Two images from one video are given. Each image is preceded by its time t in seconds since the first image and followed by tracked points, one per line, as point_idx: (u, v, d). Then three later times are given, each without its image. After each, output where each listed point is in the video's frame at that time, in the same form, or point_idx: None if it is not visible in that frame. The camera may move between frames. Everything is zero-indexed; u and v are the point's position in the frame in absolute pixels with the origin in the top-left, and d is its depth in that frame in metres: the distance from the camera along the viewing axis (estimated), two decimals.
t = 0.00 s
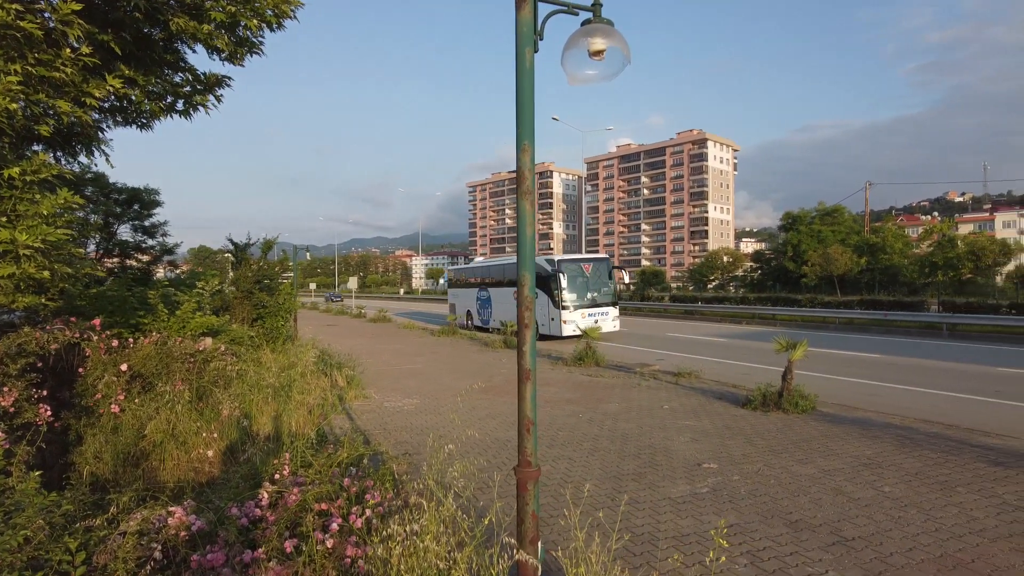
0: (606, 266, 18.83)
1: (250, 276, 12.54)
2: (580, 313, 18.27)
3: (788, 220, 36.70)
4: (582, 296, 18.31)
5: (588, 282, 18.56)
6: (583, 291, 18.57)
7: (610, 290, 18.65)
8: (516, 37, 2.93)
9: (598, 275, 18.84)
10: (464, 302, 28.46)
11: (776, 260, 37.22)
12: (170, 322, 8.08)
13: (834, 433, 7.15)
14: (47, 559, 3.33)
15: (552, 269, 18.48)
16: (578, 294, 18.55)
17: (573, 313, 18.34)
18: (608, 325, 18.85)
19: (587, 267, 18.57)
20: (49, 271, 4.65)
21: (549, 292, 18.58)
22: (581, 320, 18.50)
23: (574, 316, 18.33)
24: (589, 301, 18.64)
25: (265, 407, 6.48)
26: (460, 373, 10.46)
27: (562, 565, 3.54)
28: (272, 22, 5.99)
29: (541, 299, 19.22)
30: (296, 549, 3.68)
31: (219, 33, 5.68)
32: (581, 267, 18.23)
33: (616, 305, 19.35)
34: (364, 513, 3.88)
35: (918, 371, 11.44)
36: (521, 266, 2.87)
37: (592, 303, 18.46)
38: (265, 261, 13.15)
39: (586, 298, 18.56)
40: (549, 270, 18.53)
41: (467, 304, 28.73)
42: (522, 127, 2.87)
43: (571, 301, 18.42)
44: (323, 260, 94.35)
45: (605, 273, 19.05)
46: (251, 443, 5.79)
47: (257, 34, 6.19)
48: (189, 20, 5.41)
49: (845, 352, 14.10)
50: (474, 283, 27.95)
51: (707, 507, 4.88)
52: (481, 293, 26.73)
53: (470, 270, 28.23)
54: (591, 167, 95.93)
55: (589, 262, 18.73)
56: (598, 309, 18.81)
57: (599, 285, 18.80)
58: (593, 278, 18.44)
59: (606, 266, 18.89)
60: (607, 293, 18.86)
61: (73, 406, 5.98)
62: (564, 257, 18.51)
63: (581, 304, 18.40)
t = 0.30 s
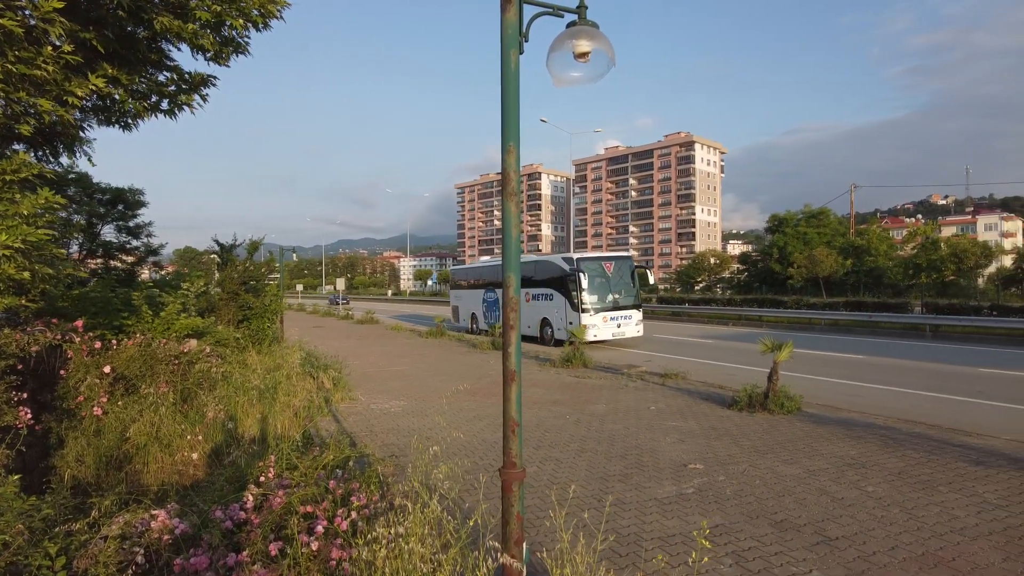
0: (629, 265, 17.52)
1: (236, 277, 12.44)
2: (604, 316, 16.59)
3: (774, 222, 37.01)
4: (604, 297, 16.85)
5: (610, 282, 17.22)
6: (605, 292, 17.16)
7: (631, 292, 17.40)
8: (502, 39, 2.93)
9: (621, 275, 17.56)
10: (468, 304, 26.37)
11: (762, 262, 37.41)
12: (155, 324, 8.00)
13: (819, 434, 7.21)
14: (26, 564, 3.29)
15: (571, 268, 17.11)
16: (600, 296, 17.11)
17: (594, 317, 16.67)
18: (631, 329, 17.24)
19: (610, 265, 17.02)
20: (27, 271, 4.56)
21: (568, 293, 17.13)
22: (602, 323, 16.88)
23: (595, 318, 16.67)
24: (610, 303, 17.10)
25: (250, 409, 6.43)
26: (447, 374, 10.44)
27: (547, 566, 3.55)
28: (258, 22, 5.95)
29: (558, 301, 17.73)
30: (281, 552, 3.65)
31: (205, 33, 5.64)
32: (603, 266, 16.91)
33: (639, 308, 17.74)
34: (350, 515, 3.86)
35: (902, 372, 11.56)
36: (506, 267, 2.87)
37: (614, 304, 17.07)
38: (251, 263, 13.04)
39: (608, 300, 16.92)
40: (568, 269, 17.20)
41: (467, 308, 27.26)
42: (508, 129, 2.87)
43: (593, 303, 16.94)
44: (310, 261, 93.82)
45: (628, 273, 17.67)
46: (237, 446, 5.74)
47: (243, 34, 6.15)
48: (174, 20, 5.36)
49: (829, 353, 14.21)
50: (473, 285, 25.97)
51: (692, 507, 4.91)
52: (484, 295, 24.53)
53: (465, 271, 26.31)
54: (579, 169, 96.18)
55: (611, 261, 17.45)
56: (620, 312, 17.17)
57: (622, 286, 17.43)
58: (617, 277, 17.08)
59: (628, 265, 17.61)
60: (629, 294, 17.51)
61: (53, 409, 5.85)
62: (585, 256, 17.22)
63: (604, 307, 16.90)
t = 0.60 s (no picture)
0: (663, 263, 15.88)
1: (220, 278, 12.34)
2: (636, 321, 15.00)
3: (759, 224, 37.30)
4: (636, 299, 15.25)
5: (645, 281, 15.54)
6: (637, 293, 15.56)
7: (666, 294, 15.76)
8: (486, 38, 2.93)
9: (655, 275, 15.88)
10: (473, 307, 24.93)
11: (748, 263, 37.69)
12: (138, 325, 7.92)
13: (803, 433, 7.27)
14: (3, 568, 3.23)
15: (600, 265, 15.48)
16: (633, 297, 15.51)
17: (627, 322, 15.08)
18: (667, 335, 15.61)
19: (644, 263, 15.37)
20: (3, 272, 4.48)
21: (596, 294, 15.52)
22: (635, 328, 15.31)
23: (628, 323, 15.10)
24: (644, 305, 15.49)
25: (235, 410, 6.38)
26: (434, 376, 10.41)
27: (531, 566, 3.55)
28: (242, 20, 5.91)
29: (585, 303, 16.06)
30: (264, 555, 3.62)
31: (189, 31, 5.60)
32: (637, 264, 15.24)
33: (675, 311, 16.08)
34: (335, 517, 3.84)
35: (885, 372, 11.68)
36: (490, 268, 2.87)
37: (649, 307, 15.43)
38: (236, 264, 12.93)
39: (642, 302, 15.30)
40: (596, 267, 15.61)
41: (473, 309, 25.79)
42: (493, 129, 2.87)
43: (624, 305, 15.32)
44: (297, 263, 93.22)
45: (663, 272, 15.99)
46: (220, 448, 5.70)
47: (227, 33, 6.11)
48: (157, 17, 5.31)
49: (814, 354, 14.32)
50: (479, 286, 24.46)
51: (678, 507, 4.93)
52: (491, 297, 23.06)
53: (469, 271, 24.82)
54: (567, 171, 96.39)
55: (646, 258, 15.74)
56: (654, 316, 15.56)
57: (656, 287, 15.81)
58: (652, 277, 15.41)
59: (664, 264, 15.91)
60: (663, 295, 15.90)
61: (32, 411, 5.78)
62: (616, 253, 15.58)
63: (638, 310, 15.32)
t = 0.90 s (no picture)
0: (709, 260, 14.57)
1: (208, 279, 12.25)
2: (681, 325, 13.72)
3: (747, 225, 37.52)
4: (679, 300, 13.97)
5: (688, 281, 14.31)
6: (681, 293, 14.26)
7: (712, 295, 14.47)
8: (472, 39, 2.93)
9: (699, 274, 14.65)
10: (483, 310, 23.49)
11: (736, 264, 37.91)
12: (123, 325, 7.85)
13: (790, 433, 7.32)
14: None
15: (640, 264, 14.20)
16: (678, 298, 14.21)
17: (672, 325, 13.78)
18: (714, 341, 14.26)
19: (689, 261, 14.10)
20: None
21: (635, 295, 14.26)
22: (680, 334, 14.00)
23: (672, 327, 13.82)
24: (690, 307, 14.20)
25: (222, 412, 6.35)
26: (424, 377, 10.38)
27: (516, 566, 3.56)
28: (229, 20, 5.87)
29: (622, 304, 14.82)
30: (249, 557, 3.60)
31: (175, 30, 5.56)
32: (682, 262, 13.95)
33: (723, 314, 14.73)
34: (321, 519, 3.82)
35: (872, 372, 11.78)
36: (476, 268, 2.87)
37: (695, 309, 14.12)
38: (225, 264, 12.84)
39: (687, 304, 14.01)
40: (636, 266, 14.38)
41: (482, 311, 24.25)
42: (478, 130, 2.86)
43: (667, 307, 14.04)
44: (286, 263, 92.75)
45: (709, 271, 14.66)
46: (207, 450, 5.67)
47: (214, 32, 6.08)
48: (142, 16, 5.25)
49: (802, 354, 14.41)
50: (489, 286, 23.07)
51: (665, 507, 4.95)
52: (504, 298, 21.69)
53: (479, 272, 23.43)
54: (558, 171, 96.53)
55: (689, 255, 14.49)
56: (701, 320, 14.23)
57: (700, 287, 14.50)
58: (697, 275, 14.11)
59: (709, 263, 14.62)
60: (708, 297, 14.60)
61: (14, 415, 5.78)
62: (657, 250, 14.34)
63: (682, 313, 14.03)
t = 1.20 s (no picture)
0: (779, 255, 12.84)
1: (193, 279, 12.16)
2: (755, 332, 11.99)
3: (734, 227, 37.80)
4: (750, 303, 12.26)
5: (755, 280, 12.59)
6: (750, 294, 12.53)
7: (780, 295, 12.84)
8: (455, 42, 2.88)
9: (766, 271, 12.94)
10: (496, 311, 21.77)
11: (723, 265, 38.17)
12: (106, 327, 7.77)
13: (775, 433, 7.38)
14: None
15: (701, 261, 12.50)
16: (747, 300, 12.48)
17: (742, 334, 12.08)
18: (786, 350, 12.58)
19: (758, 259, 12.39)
20: None
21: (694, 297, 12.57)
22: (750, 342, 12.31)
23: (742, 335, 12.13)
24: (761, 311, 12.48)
25: (206, 414, 6.29)
26: (411, 378, 10.35)
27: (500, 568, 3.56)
28: (214, 19, 5.84)
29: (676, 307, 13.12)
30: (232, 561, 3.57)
31: (158, 29, 5.51)
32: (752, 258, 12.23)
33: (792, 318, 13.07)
34: (305, 522, 3.80)
35: (856, 373, 11.90)
36: (459, 271, 2.87)
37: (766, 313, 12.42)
38: (210, 265, 12.75)
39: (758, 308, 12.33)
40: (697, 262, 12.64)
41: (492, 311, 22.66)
42: (460, 132, 2.84)
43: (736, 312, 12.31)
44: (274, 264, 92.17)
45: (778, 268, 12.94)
46: (191, 453, 5.62)
47: (198, 32, 6.04)
48: (125, 15, 5.20)
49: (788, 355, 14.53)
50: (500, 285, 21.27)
51: (650, 507, 4.97)
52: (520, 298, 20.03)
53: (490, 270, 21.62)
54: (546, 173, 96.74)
55: (757, 249, 12.75)
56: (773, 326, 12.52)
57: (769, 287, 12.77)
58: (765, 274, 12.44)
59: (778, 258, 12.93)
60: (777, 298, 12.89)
61: None
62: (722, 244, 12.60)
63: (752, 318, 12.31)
